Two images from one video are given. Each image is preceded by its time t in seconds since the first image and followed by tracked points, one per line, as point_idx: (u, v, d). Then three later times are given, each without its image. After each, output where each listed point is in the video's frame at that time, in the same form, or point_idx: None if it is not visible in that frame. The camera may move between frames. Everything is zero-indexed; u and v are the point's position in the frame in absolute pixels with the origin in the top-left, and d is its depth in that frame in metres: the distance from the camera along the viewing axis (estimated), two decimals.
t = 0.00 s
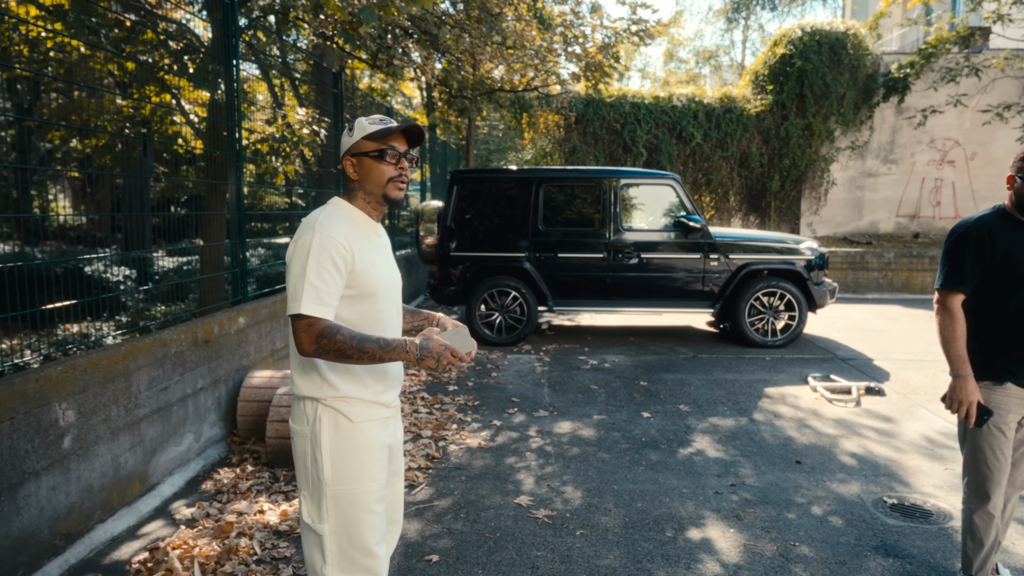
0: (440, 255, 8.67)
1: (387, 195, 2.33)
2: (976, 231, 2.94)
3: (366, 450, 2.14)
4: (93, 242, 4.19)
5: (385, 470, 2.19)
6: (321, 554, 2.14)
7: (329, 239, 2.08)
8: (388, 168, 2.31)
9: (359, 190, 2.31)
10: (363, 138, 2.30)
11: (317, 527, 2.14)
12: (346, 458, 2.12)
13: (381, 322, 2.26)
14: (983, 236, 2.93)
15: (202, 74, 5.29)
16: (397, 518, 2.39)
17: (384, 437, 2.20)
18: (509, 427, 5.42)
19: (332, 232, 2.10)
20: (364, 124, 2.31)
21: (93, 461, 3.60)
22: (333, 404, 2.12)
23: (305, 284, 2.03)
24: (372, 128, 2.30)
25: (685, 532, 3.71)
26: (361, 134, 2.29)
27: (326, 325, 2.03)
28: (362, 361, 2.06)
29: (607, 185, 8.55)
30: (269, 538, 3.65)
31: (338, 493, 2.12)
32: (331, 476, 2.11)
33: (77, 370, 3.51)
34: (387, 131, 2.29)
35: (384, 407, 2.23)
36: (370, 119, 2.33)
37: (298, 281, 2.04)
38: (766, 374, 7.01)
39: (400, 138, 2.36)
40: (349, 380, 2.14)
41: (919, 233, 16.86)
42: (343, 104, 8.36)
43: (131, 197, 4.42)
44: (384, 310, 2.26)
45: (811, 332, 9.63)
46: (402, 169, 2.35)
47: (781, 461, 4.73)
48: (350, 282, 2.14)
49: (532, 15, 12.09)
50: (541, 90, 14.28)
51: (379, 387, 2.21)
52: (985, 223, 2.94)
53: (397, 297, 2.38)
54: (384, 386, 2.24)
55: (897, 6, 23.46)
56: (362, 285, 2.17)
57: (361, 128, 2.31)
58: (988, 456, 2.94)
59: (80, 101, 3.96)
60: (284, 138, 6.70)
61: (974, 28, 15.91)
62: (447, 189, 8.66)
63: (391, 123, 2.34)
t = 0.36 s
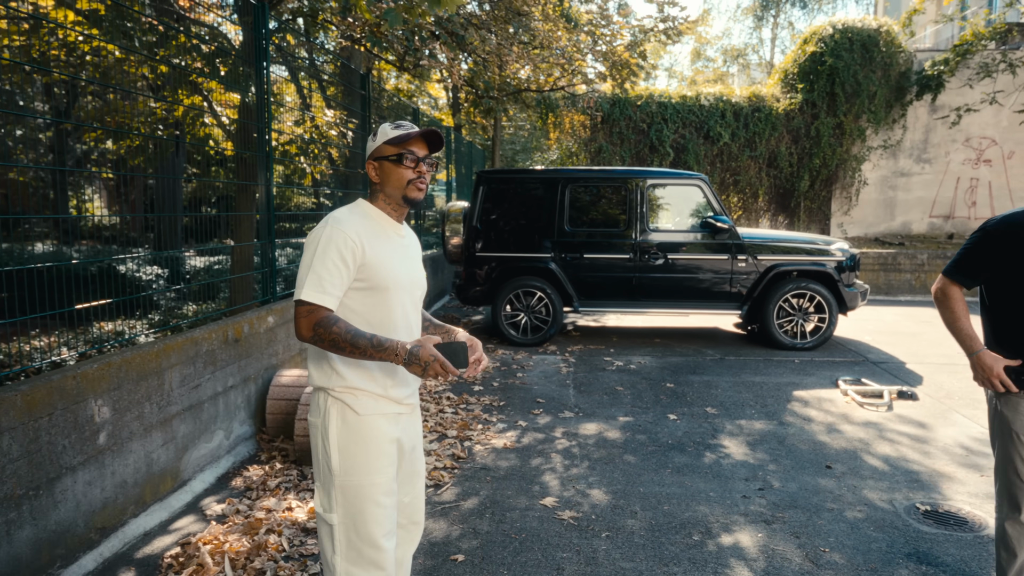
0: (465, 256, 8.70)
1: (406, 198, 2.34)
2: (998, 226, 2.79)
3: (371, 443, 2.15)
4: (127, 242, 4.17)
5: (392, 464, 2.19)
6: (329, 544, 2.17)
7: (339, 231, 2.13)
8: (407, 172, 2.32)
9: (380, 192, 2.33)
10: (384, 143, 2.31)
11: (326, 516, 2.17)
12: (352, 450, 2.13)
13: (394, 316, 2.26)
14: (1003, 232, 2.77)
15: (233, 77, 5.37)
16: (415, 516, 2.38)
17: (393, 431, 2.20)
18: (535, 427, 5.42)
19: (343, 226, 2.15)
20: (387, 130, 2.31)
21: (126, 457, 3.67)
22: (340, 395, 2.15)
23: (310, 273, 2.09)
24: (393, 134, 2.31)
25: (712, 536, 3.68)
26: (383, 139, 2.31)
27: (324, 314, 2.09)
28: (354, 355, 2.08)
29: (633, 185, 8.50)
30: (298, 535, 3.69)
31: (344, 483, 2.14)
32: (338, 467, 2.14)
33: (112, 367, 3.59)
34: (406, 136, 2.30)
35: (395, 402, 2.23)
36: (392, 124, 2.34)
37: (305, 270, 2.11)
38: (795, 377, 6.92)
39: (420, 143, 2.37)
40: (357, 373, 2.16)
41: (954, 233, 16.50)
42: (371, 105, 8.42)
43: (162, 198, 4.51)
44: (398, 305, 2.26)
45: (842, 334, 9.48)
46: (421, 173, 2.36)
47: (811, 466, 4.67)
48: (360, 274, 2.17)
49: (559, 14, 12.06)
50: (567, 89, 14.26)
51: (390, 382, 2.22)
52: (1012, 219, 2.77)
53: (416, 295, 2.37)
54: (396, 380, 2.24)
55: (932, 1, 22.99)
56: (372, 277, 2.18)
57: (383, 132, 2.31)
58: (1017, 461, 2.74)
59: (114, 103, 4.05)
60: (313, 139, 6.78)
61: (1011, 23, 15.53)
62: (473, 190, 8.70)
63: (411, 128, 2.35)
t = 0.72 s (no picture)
0: (489, 256, 8.72)
1: (417, 197, 2.33)
2: None
3: (375, 448, 2.13)
4: (156, 241, 4.26)
5: (397, 471, 2.16)
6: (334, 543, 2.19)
7: (341, 234, 2.14)
8: (416, 172, 2.33)
9: (390, 193, 2.33)
10: (391, 142, 2.34)
11: (332, 516, 2.19)
12: (356, 454, 2.14)
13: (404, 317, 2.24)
14: None
15: (260, 79, 5.44)
16: (436, 523, 2.33)
17: (402, 438, 2.17)
18: (558, 428, 5.41)
19: (346, 229, 2.16)
20: (394, 129, 2.35)
21: (156, 453, 3.74)
22: (350, 397, 2.16)
23: (311, 276, 2.12)
24: (400, 133, 2.34)
25: (737, 540, 3.65)
26: (389, 139, 2.34)
27: (321, 312, 2.09)
28: (351, 344, 2.06)
29: (657, 185, 8.45)
30: (322, 533, 3.72)
31: (348, 486, 2.15)
32: (344, 469, 2.15)
33: (142, 365, 3.65)
34: (412, 135, 2.32)
35: (409, 408, 2.20)
36: (398, 124, 2.38)
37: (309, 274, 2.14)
38: (822, 379, 6.83)
39: (428, 140, 2.38)
40: (366, 376, 2.16)
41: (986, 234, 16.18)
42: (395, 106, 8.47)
43: (191, 199, 4.58)
44: (408, 306, 2.24)
45: (870, 336, 9.33)
46: (429, 172, 2.36)
47: (838, 470, 4.61)
48: (364, 276, 2.18)
49: (583, 13, 12.03)
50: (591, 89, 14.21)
51: (403, 386, 2.19)
52: None
53: (432, 296, 2.34)
54: (409, 385, 2.20)
55: None
56: (376, 279, 2.18)
57: (389, 132, 2.35)
58: None
59: (143, 105, 4.13)
60: (338, 140, 6.84)
61: None
62: (496, 190, 8.71)
63: (418, 126, 2.37)
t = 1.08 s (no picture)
0: (509, 256, 8.72)
1: (422, 197, 2.24)
2: None
3: (394, 457, 2.10)
4: (180, 241, 4.32)
5: (416, 480, 2.13)
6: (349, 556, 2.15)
7: (333, 244, 2.09)
8: (421, 170, 2.26)
9: (393, 192, 2.26)
10: (394, 139, 2.28)
11: (347, 528, 2.15)
12: (374, 464, 2.11)
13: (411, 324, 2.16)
14: None
15: (283, 80, 5.49)
16: (454, 533, 2.29)
17: (420, 448, 2.14)
18: (578, 429, 5.40)
19: (341, 237, 2.10)
20: (395, 124, 2.28)
21: (180, 450, 3.79)
22: (367, 406, 2.13)
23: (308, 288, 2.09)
24: (402, 128, 2.28)
25: (759, 544, 3.62)
26: (391, 134, 2.28)
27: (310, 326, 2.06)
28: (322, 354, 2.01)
29: (679, 185, 8.40)
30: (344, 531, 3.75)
31: (364, 496, 2.11)
32: (361, 479, 2.12)
33: (168, 363, 3.71)
34: (417, 129, 2.26)
35: (426, 417, 2.16)
36: (399, 117, 2.31)
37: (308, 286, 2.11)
38: (846, 382, 6.74)
39: (432, 135, 2.32)
40: (382, 385, 2.13)
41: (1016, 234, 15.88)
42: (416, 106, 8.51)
43: (215, 200, 4.64)
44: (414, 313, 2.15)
45: (895, 339, 9.20)
46: (435, 169, 2.29)
47: (863, 474, 4.55)
48: (364, 285, 2.13)
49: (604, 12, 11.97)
50: (611, 89, 14.16)
51: (420, 395, 2.15)
52: None
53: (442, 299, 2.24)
54: (427, 393, 2.17)
55: None
56: (377, 287, 2.12)
57: (392, 128, 2.29)
58: None
59: (169, 106, 4.19)
60: (360, 140, 6.88)
61: None
62: (517, 190, 8.72)
63: (422, 121, 2.30)
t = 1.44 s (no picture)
0: (524, 256, 8.72)
1: (420, 200, 2.14)
2: None
3: (393, 469, 2.07)
4: (199, 241, 4.36)
5: (417, 492, 2.09)
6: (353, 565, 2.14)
7: (323, 258, 2.05)
8: (419, 172, 2.15)
9: (391, 196, 2.15)
10: (389, 137, 2.17)
11: (349, 538, 2.14)
12: (372, 475, 2.08)
13: (410, 337, 2.11)
14: None
15: (301, 80, 5.51)
16: (465, 539, 2.25)
17: (420, 459, 2.10)
18: (593, 430, 5.38)
19: (332, 250, 2.06)
20: (391, 120, 2.17)
21: (198, 448, 3.82)
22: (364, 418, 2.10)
23: (302, 304, 2.09)
24: (398, 125, 2.16)
25: (776, 547, 3.59)
26: (387, 132, 2.17)
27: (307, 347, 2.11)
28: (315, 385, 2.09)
29: (696, 185, 8.34)
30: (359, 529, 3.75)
31: (365, 508, 2.10)
32: (361, 490, 2.10)
33: (186, 361, 3.74)
34: (413, 126, 2.15)
35: (426, 427, 2.12)
36: (395, 113, 2.19)
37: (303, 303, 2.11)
38: (865, 384, 6.66)
39: (431, 132, 2.20)
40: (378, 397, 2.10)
41: None
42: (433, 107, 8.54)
43: (234, 200, 4.67)
44: (412, 327, 2.10)
45: (917, 340, 9.07)
46: (435, 170, 2.17)
47: (883, 477, 4.50)
48: (358, 300, 2.08)
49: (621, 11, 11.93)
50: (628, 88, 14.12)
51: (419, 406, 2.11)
52: None
53: (443, 307, 2.18)
54: (425, 404, 2.12)
55: None
56: (371, 303, 2.07)
57: (387, 124, 2.18)
58: None
59: (188, 107, 4.23)
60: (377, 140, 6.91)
61: None
62: (533, 190, 8.71)
63: (420, 116, 2.18)
